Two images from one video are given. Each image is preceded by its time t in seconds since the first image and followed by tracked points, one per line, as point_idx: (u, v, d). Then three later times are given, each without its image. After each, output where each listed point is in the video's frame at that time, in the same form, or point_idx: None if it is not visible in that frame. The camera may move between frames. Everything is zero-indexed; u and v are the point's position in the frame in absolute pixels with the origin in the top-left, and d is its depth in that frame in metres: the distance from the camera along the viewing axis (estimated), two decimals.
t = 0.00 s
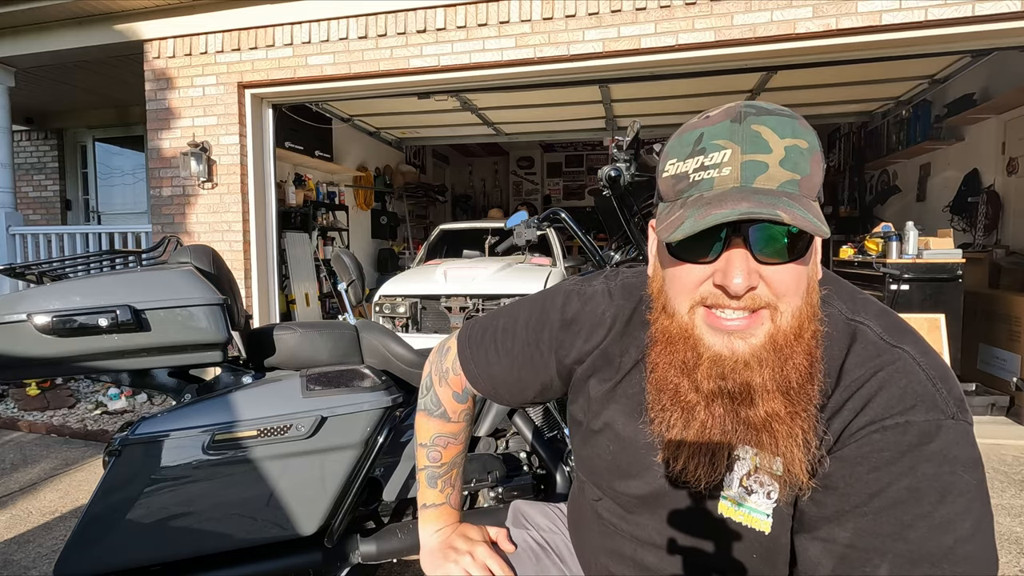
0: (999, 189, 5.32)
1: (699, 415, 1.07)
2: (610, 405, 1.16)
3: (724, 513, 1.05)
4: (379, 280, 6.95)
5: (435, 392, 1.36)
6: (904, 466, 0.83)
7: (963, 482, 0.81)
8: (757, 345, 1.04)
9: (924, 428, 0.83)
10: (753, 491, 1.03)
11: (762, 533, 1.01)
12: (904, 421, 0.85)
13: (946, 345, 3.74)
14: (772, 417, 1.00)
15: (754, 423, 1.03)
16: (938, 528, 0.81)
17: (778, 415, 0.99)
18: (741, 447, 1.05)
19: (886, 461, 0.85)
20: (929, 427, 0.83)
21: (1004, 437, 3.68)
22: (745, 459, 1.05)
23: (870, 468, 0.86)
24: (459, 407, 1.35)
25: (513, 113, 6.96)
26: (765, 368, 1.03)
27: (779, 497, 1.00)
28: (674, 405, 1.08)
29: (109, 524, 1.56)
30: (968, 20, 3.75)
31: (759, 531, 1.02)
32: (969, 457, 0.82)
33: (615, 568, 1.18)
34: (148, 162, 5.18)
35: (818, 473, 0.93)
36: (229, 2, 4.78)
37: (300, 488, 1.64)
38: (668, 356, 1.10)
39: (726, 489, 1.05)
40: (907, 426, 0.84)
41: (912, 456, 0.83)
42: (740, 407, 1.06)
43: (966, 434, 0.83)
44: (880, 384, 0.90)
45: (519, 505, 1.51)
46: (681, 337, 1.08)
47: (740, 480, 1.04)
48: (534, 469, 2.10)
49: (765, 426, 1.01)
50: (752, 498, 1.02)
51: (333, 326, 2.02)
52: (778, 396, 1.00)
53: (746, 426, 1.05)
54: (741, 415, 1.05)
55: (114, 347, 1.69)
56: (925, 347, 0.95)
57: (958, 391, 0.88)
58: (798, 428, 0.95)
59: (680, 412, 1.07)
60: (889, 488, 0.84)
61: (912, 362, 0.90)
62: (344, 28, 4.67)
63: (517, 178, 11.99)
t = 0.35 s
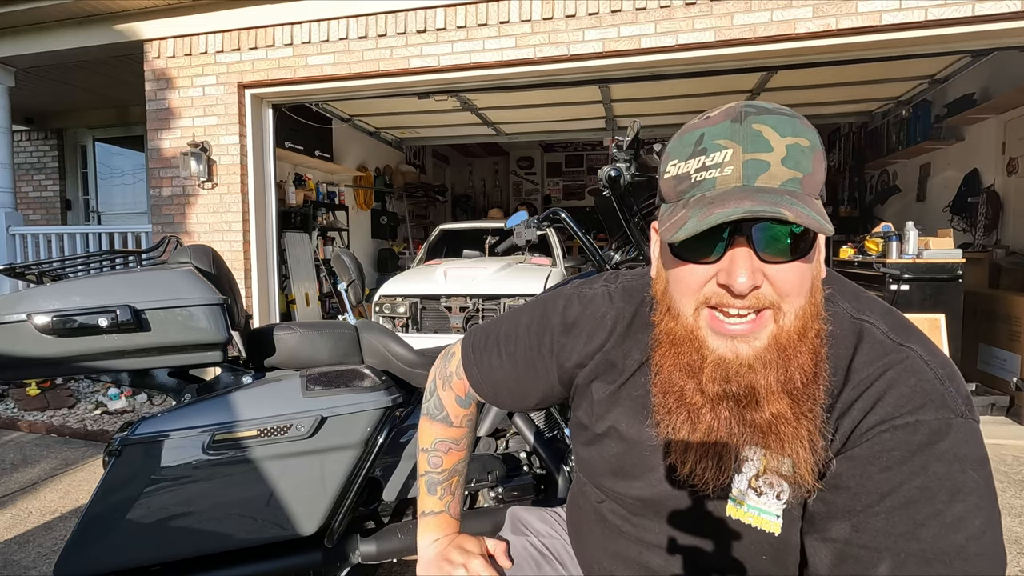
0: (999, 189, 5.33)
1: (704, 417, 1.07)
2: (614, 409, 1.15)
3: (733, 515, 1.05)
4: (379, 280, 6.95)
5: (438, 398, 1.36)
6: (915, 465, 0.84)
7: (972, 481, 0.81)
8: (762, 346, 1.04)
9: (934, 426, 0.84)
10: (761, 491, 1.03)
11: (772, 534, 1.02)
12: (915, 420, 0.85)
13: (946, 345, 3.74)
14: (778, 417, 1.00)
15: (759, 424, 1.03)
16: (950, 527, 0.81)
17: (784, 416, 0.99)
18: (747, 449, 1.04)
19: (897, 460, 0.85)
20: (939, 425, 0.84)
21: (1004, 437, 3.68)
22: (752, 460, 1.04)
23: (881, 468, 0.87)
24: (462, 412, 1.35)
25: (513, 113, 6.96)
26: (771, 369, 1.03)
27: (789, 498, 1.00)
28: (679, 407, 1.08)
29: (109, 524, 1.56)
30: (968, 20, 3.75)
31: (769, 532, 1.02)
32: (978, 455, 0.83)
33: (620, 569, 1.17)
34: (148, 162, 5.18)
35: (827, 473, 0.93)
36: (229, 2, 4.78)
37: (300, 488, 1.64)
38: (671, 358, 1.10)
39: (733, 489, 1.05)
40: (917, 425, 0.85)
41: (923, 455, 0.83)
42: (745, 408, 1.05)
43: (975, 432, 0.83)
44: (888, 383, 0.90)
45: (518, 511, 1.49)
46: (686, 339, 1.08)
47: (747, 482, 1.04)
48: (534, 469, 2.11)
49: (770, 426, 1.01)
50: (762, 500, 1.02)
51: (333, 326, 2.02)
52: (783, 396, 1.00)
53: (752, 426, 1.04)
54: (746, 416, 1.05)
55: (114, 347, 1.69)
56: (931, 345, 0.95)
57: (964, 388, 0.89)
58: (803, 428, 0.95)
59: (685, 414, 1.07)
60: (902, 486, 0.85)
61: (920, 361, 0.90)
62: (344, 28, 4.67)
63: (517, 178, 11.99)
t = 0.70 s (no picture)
0: (999, 189, 5.33)
1: (697, 415, 1.08)
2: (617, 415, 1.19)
3: (732, 515, 1.05)
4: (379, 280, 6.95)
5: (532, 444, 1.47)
6: (913, 465, 0.84)
7: (972, 481, 0.81)
8: (754, 345, 1.04)
9: (933, 426, 0.84)
10: (759, 491, 1.02)
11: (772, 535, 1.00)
12: (914, 419, 0.85)
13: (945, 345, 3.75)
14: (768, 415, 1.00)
15: (750, 421, 1.04)
16: (949, 527, 0.81)
17: (775, 414, 0.99)
18: (739, 446, 1.05)
19: (896, 460, 0.85)
20: (938, 425, 0.84)
21: (1004, 437, 3.68)
22: (747, 459, 1.05)
23: (879, 468, 0.87)
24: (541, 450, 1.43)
25: (513, 113, 6.96)
26: (762, 368, 1.03)
27: (786, 496, 0.99)
28: (671, 404, 1.10)
29: (109, 524, 1.55)
30: (968, 20, 3.75)
31: (768, 533, 1.00)
32: (979, 455, 0.82)
33: (621, 569, 1.17)
34: (148, 162, 5.18)
35: (826, 472, 0.93)
36: (229, 2, 4.78)
37: (300, 488, 1.65)
38: (665, 356, 1.13)
39: (732, 490, 1.05)
40: (915, 425, 0.85)
41: (922, 455, 0.83)
42: (736, 407, 1.06)
43: (975, 432, 0.83)
44: (883, 383, 0.90)
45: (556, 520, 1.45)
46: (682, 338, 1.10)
47: (745, 481, 1.04)
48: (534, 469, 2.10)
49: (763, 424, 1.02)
50: (760, 499, 1.02)
51: (333, 326, 2.02)
52: (775, 395, 1.00)
53: (744, 425, 1.05)
54: (738, 414, 1.06)
55: (114, 347, 1.69)
56: (931, 346, 0.94)
57: (964, 389, 0.89)
58: (790, 428, 0.96)
59: (678, 411, 1.09)
60: (900, 486, 0.85)
61: (920, 361, 0.90)
62: (344, 28, 4.67)
63: (517, 178, 11.99)
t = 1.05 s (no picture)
0: (999, 189, 5.33)
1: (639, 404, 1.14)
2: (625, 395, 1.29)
3: (729, 504, 1.04)
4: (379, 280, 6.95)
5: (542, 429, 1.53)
6: (906, 471, 0.80)
7: (971, 491, 0.77)
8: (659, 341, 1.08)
9: (933, 432, 0.79)
10: (754, 481, 1.01)
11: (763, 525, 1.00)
12: (912, 424, 0.81)
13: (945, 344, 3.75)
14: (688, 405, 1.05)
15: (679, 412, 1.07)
16: (942, 534, 0.78)
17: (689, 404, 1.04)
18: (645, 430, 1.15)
19: (890, 464, 0.82)
20: (938, 431, 0.79)
21: (1004, 437, 3.68)
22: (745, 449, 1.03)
23: (874, 470, 0.83)
24: (555, 439, 1.47)
25: (513, 113, 6.96)
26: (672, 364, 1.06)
27: (778, 489, 0.97)
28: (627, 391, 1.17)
29: (109, 524, 1.55)
30: (968, 20, 3.75)
31: (760, 523, 1.00)
32: (984, 464, 0.77)
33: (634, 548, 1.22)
34: (148, 162, 5.18)
35: (820, 472, 0.90)
36: (229, 2, 4.77)
37: (301, 487, 1.65)
38: (634, 346, 1.19)
39: (731, 480, 1.04)
40: (913, 430, 0.81)
41: (916, 461, 0.80)
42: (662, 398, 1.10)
43: (980, 442, 0.78)
44: (884, 387, 0.85)
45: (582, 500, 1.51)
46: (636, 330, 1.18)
47: (742, 472, 1.03)
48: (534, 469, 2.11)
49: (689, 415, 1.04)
50: (754, 490, 1.01)
51: (333, 326, 2.02)
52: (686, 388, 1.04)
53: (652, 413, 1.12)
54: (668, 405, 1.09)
55: (114, 347, 1.69)
56: (945, 350, 0.88)
57: (977, 397, 0.83)
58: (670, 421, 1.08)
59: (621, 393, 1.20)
60: (891, 491, 0.81)
61: (926, 366, 0.85)
62: (344, 28, 4.67)
63: (517, 178, 11.99)
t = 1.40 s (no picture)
0: (999, 189, 5.33)
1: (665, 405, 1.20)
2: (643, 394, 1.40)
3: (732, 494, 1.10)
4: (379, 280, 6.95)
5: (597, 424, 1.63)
6: (878, 462, 0.81)
7: (946, 481, 0.76)
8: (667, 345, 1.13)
9: (902, 424, 0.79)
10: (754, 472, 1.05)
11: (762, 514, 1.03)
12: (882, 416, 0.82)
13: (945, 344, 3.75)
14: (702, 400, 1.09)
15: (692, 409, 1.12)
16: (917, 524, 0.77)
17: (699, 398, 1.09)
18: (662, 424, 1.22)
19: (862, 455, 0.82)
20: (908, 423, 0.79)
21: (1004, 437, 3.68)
22: (749, 442, 1.07)
23: (847, 462, 0.84)
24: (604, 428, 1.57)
25: (512, 113, 6.96)
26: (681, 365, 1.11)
27: (773, 480, 1.00)
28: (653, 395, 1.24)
29: (109, 524, 1.55)
30: (968, 20, 3.75)
31: (757, 512, 1.04)
32: (958, 455, 0.76)
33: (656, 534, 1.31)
34: (148, 162, 5.17)
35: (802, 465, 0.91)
36: (229, 2, 4.78)
37: (301, 487, 1.65)
38: (651, 348, 1.25)
39: (733, 470, 1.09)
40: (883, 422, 0.81)
41: (886, 453, 0.80)
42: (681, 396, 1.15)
43: (952, 433, 0.77)
44: (859, 382, 0.86)
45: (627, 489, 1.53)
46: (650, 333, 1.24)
47: (744, 463, 1.07)
48: (534, 470, 2.12)
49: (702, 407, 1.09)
50: (754, 480, 1.04)
51: (333, 325, 2.01)
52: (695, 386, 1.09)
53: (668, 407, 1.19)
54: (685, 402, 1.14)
55: (115, 347, 1.69)
56: (928, 343, 0.87)
57: (960, 388, 0.81)
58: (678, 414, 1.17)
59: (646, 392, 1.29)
60: (862, 484, 0.82)
61: (899, 360, 0.85)
62: (344, 28, 4.67)
63: (517, 178, 11.99)
